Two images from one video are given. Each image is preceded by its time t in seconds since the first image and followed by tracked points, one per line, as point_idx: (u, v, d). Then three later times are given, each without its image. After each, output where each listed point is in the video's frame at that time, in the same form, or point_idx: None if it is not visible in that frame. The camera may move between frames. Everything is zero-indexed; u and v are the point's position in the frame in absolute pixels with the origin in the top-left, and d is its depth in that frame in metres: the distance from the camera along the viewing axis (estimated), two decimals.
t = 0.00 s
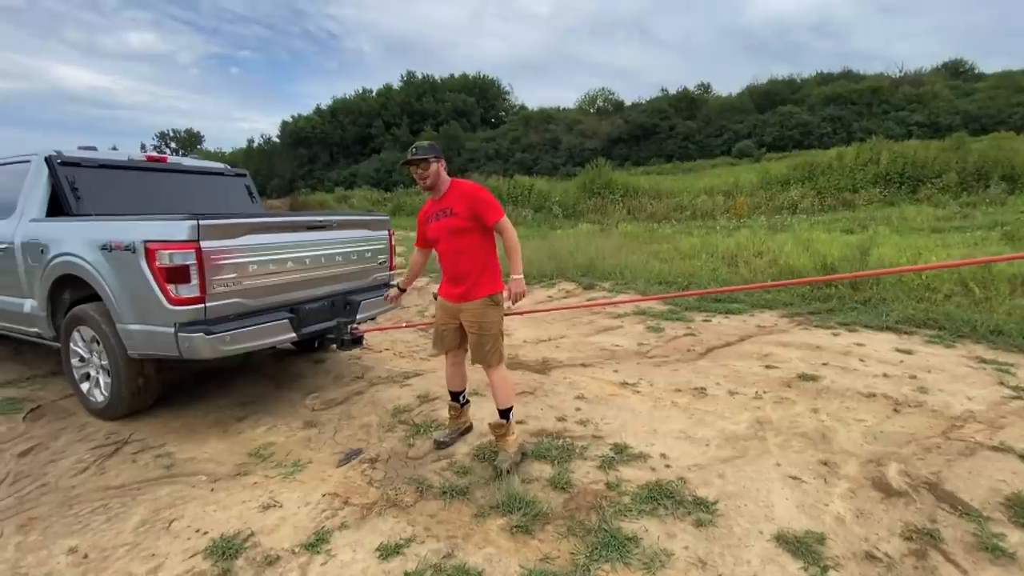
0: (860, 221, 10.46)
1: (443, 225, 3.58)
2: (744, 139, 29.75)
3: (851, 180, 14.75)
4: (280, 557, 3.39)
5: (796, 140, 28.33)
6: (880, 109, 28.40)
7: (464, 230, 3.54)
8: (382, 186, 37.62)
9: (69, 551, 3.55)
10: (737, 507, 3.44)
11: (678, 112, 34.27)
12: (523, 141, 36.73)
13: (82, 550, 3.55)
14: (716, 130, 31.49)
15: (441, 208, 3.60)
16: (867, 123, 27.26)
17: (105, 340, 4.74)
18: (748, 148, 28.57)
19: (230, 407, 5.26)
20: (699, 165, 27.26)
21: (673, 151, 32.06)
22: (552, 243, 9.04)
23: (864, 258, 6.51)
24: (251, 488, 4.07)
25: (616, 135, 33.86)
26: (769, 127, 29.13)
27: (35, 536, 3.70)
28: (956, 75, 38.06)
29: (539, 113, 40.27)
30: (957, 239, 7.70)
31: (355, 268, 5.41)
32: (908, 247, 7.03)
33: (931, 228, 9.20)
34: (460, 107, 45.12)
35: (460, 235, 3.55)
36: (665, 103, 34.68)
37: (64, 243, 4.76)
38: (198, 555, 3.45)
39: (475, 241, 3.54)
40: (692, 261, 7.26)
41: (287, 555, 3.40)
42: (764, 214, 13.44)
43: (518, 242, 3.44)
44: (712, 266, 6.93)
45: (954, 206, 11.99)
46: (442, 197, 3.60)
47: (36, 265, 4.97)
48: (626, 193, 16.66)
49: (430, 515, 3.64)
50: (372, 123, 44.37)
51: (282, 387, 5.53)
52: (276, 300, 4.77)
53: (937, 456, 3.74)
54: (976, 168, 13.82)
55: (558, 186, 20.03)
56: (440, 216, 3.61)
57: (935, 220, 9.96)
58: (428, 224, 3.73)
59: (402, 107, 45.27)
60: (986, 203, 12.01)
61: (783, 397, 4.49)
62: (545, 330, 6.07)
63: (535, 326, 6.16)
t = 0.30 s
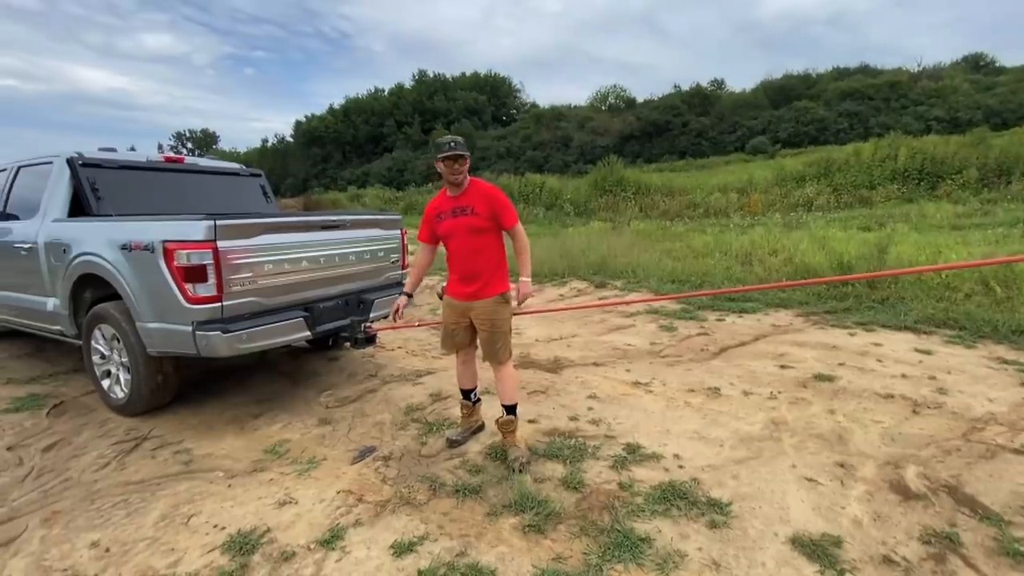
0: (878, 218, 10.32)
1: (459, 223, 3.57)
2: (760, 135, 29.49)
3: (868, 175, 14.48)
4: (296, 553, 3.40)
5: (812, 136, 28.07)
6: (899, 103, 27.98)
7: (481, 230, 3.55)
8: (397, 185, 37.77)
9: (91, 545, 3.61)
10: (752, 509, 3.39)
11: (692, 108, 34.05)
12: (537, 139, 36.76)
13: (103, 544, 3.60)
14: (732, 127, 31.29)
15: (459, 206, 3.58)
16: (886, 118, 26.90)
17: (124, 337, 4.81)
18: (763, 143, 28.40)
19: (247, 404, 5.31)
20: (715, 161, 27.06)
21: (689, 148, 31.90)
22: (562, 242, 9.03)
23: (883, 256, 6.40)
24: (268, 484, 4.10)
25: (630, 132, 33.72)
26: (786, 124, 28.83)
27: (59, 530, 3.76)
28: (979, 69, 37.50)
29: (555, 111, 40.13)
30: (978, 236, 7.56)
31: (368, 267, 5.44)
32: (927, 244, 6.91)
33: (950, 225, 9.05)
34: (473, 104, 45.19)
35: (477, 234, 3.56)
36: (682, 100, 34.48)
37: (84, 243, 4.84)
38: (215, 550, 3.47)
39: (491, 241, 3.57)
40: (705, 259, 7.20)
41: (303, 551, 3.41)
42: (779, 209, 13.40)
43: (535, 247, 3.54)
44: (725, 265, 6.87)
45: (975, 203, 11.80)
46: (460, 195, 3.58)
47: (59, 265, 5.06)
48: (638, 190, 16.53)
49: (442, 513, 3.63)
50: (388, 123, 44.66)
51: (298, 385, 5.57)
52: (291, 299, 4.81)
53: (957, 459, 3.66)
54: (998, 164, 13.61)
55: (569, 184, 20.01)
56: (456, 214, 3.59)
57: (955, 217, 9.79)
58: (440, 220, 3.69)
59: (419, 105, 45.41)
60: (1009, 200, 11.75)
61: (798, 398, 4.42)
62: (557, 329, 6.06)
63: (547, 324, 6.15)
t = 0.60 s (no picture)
0: (889, 216, 10.21)
1: (479, 220, 3.54)
2: (770, 132, 29.32)
3: (879, 172, 14.31)
4: (304, 551, 3.40)
5: (822, 133, 27.88)
6: (911, 99, 27.64)
7: (500, 230, 3.59)
8: (406, 183, 37.85)
9: (103, 541, 3.63)
10: (759, 509, 3.36)
11: (701, 105, 33.89)
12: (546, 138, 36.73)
13: (114, 540, 3.62)
14: (740, 124, 31.13)
15: (479, 203, 3.56)
16: (898, 114, 26.65)
17: (135, 336, 4.83)
18: (772, 141, 28.23)
19: (255, 402, 5.32)
20: (723, 159, 26.93)
21: (698, 146, 31.76)
22: (568, 241, 9.00)
23: (893, 255, 6.33)
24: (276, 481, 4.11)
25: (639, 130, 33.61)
26: (796, 121, 28.64)
27: (72, 526, 3.79)
28: (994, 63, 37.14)
29: (564, 108, 40.02)
30: (990, 233, 7.46)
31: (374, 267, 5.44)
32: (938, 242, 6.83)
33: (962, 222, 8.94)
34: (481, 102, 45.17)
35: (496, 234, 3.58)
36: (691, 97, 34.33)
37: (95, 243, 4.87)
38: (224, 547, 3.49)
39: (507, 241, 3.62)
40: (712, 257, 7.15)
41: (310, 549, 3.41)
42: (788, 207, 13.29)
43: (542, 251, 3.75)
44: (733, 263, 6.82)
45: (988, 199, 11.67)
46: (480, 193, 3.57)
47: (71, 264, 5.09)
48: (645, 188, 16.45)
49: (448, 512, 3.62)
50: (396, 122, 44.75)
51: (305, 383, 5.58)
52: (298, 298, 4.81)
53: (969, 459, 3.61)
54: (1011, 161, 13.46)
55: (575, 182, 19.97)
56: (476, 211, 3.56)
57: (967, 214, 9.67)
58: (454, 216, 3.58)
59: (428, 104, 45.45)
60: None
61: (807, 397, 4.38)
62: (564, 327, 6.04)
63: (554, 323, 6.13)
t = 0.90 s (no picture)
0: (892, 213, 10.16)
1: (503, 218, 3.54)
2: (773, 130, 29.23)
3: (883, 169, 14.23)
4: (305, 549, 3.40)
5: (825, 130, 27.79)
6: (915, 95, 27.54)
7: (521, 230, 3.61)
8: (409, 182, 37.86)
9: (105, 539, 3.62)
10: (761, 508, 3.34)
11: (704, 103, 33.81)
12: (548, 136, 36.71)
13: (117, 539, 3.62)
14: (744, 121, 31.06)
15: (501, 201, 3.56)
16: (902, 111, 26.53)
17: (137, 335, 4.83)
18: (775, 138, 28.13)
19: (257, 401, 5.32)
20: (726, 156, 26.85)
21: (701, 144, 31.70)
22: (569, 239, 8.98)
23: (896, 252, 6.29)
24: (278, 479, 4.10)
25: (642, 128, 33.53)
26: (800, 118, 28.55)
27: (75, 524, 3.79)
28: (999, 59, 36.98)
29: (567, 106, 39.94)
30: (994, 230, 7.42)
31: (375, 265, 5.43)
32: (942, 239, 6.79)
33: (965, 219, 8.89)
34: (483, 100, 45.14)
35: (516, 233, 3.59)
36: (693, 95, 34.26)
37: (97, 243, 4.87)
38: (225, 545, 3.48)
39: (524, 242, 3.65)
40: (714, 255, 7.12)
41: (310, 547, 3.40)
42: (790, 205, 13.26)
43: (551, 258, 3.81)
44: (734, 261, 6.79)
45: (993, 196, 11.61)
46: (502, 191, 3.59)
47: (73, 264, 5.10)
48: (647, 185, 16.40)
49: (449, 511, 3.60)
50: (397, 121, 44.74)
51: (306, 382, 5.58)
52: (298, 297, 4.80)
53: (972, 458, 3.58)
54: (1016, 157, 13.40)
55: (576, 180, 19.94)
56: (501, 208, 3.55)
57: (971, 211, 9.62)
58: (475, 211, 3.54)
59: (431, 102, 45.41)
60: None
61: (809, 395, 4.35)
62: (565, 326, 6.02)
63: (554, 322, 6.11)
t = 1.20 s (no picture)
0: (889, 210, 10.18)
1: (522, 212, 3.52)
2: (769, 128, 29.27)
3: (880, 166, 14.28)
4: (302, 548, 3.40)
5: (822, 127, 27.84)
6: (912, 93, 27.59)
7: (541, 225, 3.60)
8: (406, 181, 37.85)
9: (102, 540, 3.62)
10: (757, 506, 3.34)
11: (701, 101, 33.85)
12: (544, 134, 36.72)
13: (114, 539, 3.62)
14: (740, 119, 31.10)
15: (521, 195, 3.55)
16: (898, 108, 26.59)
17: (133, 335, 4.82)
18: (772, 135, 28.19)
19: (254, 401, 5.31)
20: (722, 155, 26.89)
21: (697, 142, 31.78)
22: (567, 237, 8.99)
23: (892, 250, 6.31)
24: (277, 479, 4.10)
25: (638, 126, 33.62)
26: (796, 116, 28.63)
27: (72, 525, 3.78)
28: (995, 55, 37.11)
29: (563, 104, 39.92)
30: (991, 227, 7.43)
31: (372, 265, 5.42)
32: (938, 236, 6.80)
33: (963, 216, 8.90)
34: (480, 99, 45.13)
35: (537, 228, 3.58)
36: (689, 93, 34.32)
37: (94, 243, 4.86)
38: (223, 545, 3.48)
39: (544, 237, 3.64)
40: (710, 253, 7.14)
41: (307, 547, 3.40)
42: (787, 203, 13.30)
43: (572, 253, 3.80)
44: (731, 259, 6.81)
45: (989, 193, 11.64)
46: (522, 184, 3.58)
47: (69, 265, 5.08)
48: (644, 183, 16.42)
49: (446, 510, 3.60)
50: (393, 119, 44.69)
51: (303, 382, 5.57)
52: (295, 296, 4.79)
53: (968, 455, 3.60)
54: (1013, 154, 13.46)
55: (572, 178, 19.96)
56: (521, 201, 3.54)
57: (967, 208, 9.64)
58: (494, 204, 3.54)
59: (427, 101, 45.32)
60: None
61: (805, 393, 4.36)
62: (562, 324, 6.03)
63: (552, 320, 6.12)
